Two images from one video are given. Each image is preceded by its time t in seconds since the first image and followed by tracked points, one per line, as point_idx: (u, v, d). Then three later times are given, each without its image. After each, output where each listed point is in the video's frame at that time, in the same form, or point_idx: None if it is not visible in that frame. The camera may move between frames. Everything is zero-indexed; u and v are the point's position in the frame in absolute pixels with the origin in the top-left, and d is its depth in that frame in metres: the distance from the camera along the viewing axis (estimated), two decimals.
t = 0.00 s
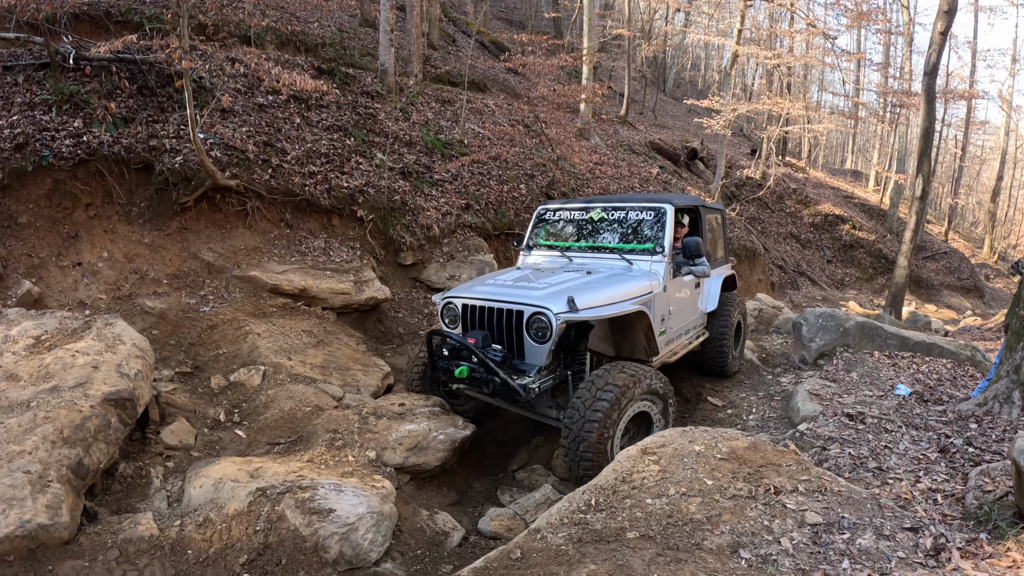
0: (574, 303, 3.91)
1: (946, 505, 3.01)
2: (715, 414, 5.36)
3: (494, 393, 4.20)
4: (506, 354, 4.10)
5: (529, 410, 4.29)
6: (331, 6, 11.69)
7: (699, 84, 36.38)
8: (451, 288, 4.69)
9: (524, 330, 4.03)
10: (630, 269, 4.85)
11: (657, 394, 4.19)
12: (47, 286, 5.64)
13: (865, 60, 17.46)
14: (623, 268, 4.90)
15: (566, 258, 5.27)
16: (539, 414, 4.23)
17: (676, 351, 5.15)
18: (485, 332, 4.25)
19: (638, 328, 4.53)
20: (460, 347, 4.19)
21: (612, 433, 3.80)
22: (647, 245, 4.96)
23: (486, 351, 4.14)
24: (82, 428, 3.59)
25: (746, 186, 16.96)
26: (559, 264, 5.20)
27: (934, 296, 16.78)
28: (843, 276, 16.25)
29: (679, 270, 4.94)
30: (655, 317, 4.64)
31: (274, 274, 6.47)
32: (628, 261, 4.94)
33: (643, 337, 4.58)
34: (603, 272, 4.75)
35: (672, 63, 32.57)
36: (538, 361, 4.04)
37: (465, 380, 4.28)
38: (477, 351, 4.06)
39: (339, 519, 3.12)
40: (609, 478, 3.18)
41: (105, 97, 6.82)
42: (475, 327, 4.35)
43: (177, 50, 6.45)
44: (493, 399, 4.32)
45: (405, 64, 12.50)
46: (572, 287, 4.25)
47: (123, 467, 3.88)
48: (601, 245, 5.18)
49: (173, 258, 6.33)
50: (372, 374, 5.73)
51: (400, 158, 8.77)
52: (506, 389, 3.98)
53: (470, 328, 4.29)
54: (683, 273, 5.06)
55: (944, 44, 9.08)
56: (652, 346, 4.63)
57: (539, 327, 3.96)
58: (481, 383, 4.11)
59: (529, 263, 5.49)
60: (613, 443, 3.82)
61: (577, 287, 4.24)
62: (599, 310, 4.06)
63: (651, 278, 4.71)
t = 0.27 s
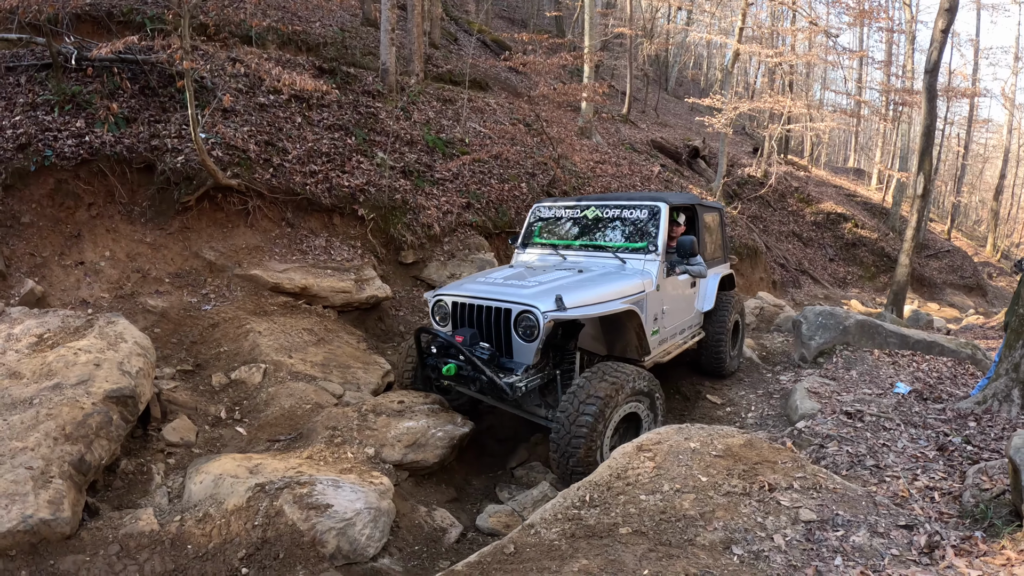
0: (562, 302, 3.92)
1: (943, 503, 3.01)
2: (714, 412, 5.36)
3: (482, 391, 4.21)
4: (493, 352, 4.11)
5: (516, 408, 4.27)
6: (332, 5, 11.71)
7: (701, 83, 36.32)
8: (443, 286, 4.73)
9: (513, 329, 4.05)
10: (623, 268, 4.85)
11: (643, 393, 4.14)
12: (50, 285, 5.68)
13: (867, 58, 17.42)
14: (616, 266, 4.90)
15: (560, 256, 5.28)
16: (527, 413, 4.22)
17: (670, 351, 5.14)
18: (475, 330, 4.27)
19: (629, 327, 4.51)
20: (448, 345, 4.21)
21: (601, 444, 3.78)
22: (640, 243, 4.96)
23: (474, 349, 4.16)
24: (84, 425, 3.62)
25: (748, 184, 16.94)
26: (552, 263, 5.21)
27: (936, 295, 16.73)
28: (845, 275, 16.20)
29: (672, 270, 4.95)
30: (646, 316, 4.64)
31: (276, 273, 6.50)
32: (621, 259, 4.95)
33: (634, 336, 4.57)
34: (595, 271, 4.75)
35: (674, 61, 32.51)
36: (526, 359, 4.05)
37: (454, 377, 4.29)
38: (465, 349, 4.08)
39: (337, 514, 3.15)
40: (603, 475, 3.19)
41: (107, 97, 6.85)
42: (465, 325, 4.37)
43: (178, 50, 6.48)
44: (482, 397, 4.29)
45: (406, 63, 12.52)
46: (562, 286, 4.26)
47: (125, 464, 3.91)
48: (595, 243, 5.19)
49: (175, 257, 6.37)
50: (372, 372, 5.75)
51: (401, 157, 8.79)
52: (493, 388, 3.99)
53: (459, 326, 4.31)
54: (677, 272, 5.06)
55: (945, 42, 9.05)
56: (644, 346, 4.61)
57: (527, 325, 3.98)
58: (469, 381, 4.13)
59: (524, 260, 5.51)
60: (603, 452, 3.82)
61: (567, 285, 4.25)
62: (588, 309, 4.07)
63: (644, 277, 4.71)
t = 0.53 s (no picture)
0: (554, 295, 3.91)
1: (941, 504, 2.99)
2: (712, 411, 5.36)
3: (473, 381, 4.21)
4: (484, 343, 4.10)
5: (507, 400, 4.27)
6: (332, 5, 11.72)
7: (703, 81, 36.24)
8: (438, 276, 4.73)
9: (504, 320, 4.04)
10: (619, 263, 4.85)
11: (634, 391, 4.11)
12: (51, 286, 5.71)
13: (869, 55, 17.34)
14: (612, 261, 4.90)
15: (557, 250, 5.27)
16: (517, 405, 4.22)
17: (665, 348, 5.12)
18: (467, 321, 4.27)
19: (622, 321, 4.50)
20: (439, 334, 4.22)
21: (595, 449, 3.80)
22: (637, 240, 4.96)
23: (465, 338, 4.16)
24: (82, 425, 3.64)
25: (750, 182, 16.89)
26: (548, 256, 5.21)
27: (939, 293, 16.66)
28: (847, 273, 16.14)
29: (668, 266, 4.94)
30: (641, 312, 4.64)
31: (275, 272, 6.52)
32: (618, 255, 4.94)
33: (628, 332, 4.56)
34: (590, 265, 4.74)
35: (677, 59, 32.42)
36: (517, 351, 4.02)
37: (445, 367, 4.29)
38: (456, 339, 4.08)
39: (329, 512, 3.16)
40: (595, 474, 3.18)
41: (107, 98, 6.88)
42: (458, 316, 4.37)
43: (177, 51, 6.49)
44: (473, 387, 4.31)
45: (406, 62, 12.52)
46: (555, 278, 4.24)
47: (123, 462, 3.93)
48: (592, 238, 5.18)
49: (174, 256, 6.39)
50: (370, 371, 5.76)
51: (401, 157, 8.79)
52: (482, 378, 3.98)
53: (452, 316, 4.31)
54: (675, 270, 5.05)
55: (947, 39, 9.00)
56: (638, 342, 4.60)
57: (519, 317, 3.97)
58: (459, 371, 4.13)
59: (520, 253, 5.50)
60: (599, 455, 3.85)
61: (561, 278, 4.24)
62: (581, 301, 4.04)
63: (640, 272, 4.71)
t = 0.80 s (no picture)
0: (539, 283, 3.90)
1: (936, 504, 2.98)
2: (709, 410, 5.36)
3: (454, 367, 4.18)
4: (466, 328, 4.11)
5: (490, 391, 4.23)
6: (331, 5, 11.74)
7: (704, 79, 36.19)
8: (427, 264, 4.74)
9: (489, 307, 4.04)
10: (611, 258, 4.83)
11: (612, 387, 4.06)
12: (50, 286, 5.73)
13: (870, 53, 17.28)
14: (604, 256, 4.88)
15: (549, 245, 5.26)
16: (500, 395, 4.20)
17: (655, 347, 5.08)
18: (453, 308, 4.28)
19: (610, 317, 4.47)
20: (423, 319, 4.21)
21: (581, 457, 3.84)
22: (630, 235, 4.95)
23: (448, 324, 4.17)
24: (80, 424, 3.65)
25: (750, 181, 16.86)
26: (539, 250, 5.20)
27: (940, 291, 16.61)
28: (848, 271, 16.09)
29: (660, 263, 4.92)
30: (631, 307, 4.61)
31: (273, 272, 6.53)
32: (610, 250, 4.92)
33: (616, 327, 4.52)
34: (580, 258, 4.73)
35: (677, 57, 32.36)
36: (500, 339, 4.02)
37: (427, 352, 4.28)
38: (440, 323, 4.09)
39: (322, 511, 3.17)
40: (586, 474, 3.18)
41: (106, 100, 6.90)
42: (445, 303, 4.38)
43: (175, 52, 6.50)
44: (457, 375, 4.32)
45: (406, 61, 12.52)
46: (543, 268, 4.23)
47: (121, 462, 3.94)
48: (585, 233, 5.17)
49: (173, 257, 6.40)
50: (368, 370, 5.76)
51: (399, 156, 8.79)
52: (463, 363, 3.97)
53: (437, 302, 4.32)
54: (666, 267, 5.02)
55: (946, 37, 8.97)
56: (626, 338, 4.56)
57: (504, 304, 3.96)
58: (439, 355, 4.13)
59: (513, 247, 5.49)
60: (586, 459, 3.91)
61: (548, 267, 4.23)
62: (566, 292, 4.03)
63: (631, 268, 4.69)
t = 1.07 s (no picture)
0: (508, 269, 3.79)
1: (934, 502, 2.95)
2: (707, 408, 5.35)
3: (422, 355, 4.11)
4: (434, 314, 4.01)
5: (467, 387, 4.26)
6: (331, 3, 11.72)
7: (704, 79, 36.18)
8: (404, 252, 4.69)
9: (459, 293, 3.95)
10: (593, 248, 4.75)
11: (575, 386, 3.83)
12: (48, 284, 5.72)
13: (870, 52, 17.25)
14: (586, 247, 4.81)
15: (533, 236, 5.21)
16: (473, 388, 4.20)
17: (636, 343, 5.00)
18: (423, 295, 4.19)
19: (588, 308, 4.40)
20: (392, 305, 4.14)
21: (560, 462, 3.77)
22: (613, 227, 4.88)
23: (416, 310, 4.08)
24: (76, 421, 3.64)
25: (750, 180, 16.84)
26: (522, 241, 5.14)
27: (941, 290, 16.56)
28: (849, 270, 16.05)
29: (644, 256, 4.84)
30: (611, 301, 4.53)
31: (271, 270, 6.52)
32: (592, 241, 4.86)
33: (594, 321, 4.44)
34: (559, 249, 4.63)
35: (678, 57, 32.35)
36: (468, 326, 3.93)
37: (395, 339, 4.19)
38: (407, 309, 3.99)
39: (316, 507, 3.16)
40: (580, 470, 3.18)
41: (104, 98, 6.89)
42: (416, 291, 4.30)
43: (174, 50, 6.50)
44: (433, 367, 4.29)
45: (405, 60, 12.51)
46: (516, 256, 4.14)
47: (117, 458, 3.93)
48: (569, 225, 5.12)
49: (171, 255, 6.39)
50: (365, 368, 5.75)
51: (398, 154, 8.78)
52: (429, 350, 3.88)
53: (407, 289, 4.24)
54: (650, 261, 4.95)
55: (946, 34, 8.94)
56: (603, 331, 4.49)
57: (473, 289, 3.86)
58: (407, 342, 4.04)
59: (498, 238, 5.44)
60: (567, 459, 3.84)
61: (521, 255, 4.13)
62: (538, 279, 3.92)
63: (613, 259, 4.62)
